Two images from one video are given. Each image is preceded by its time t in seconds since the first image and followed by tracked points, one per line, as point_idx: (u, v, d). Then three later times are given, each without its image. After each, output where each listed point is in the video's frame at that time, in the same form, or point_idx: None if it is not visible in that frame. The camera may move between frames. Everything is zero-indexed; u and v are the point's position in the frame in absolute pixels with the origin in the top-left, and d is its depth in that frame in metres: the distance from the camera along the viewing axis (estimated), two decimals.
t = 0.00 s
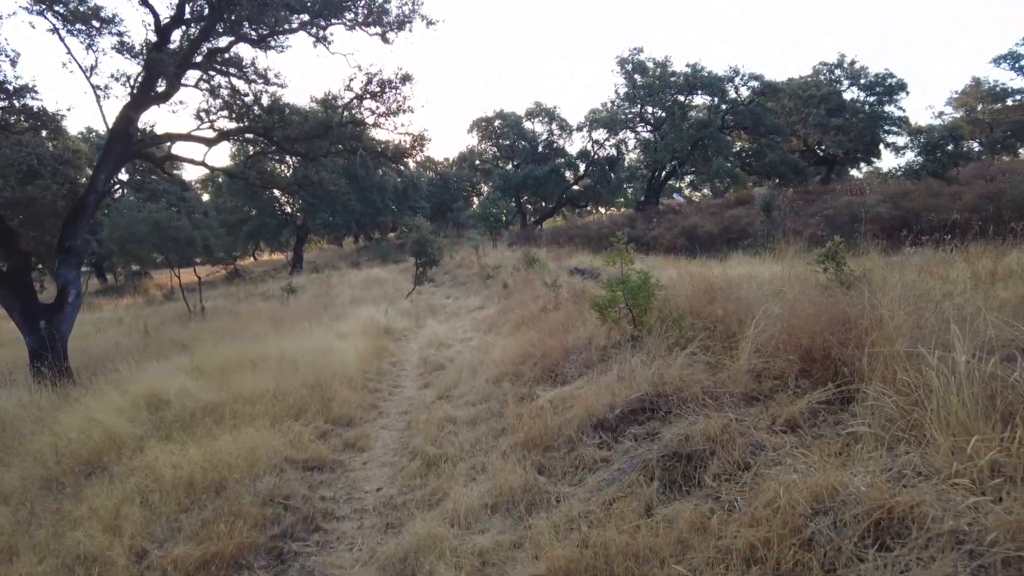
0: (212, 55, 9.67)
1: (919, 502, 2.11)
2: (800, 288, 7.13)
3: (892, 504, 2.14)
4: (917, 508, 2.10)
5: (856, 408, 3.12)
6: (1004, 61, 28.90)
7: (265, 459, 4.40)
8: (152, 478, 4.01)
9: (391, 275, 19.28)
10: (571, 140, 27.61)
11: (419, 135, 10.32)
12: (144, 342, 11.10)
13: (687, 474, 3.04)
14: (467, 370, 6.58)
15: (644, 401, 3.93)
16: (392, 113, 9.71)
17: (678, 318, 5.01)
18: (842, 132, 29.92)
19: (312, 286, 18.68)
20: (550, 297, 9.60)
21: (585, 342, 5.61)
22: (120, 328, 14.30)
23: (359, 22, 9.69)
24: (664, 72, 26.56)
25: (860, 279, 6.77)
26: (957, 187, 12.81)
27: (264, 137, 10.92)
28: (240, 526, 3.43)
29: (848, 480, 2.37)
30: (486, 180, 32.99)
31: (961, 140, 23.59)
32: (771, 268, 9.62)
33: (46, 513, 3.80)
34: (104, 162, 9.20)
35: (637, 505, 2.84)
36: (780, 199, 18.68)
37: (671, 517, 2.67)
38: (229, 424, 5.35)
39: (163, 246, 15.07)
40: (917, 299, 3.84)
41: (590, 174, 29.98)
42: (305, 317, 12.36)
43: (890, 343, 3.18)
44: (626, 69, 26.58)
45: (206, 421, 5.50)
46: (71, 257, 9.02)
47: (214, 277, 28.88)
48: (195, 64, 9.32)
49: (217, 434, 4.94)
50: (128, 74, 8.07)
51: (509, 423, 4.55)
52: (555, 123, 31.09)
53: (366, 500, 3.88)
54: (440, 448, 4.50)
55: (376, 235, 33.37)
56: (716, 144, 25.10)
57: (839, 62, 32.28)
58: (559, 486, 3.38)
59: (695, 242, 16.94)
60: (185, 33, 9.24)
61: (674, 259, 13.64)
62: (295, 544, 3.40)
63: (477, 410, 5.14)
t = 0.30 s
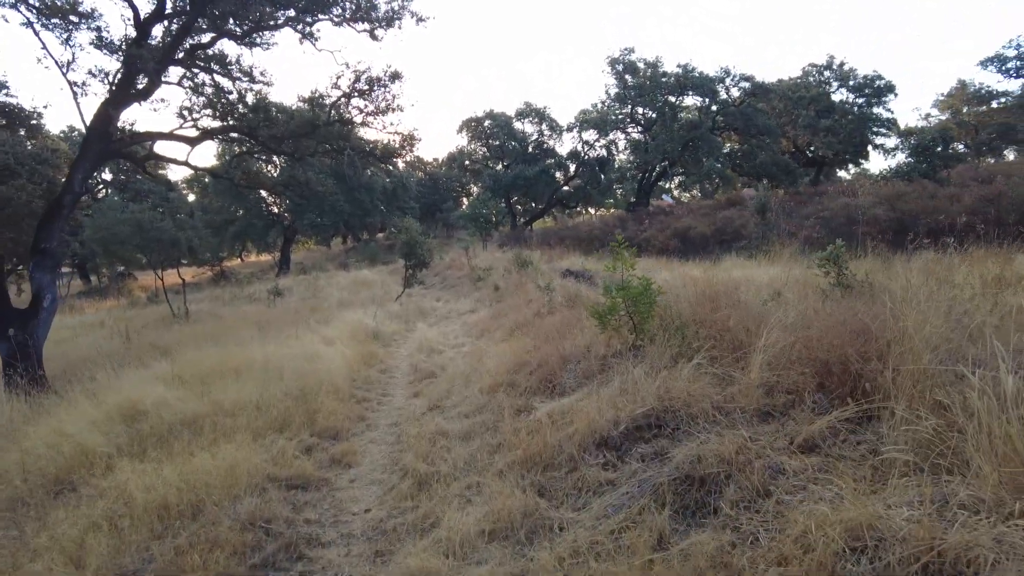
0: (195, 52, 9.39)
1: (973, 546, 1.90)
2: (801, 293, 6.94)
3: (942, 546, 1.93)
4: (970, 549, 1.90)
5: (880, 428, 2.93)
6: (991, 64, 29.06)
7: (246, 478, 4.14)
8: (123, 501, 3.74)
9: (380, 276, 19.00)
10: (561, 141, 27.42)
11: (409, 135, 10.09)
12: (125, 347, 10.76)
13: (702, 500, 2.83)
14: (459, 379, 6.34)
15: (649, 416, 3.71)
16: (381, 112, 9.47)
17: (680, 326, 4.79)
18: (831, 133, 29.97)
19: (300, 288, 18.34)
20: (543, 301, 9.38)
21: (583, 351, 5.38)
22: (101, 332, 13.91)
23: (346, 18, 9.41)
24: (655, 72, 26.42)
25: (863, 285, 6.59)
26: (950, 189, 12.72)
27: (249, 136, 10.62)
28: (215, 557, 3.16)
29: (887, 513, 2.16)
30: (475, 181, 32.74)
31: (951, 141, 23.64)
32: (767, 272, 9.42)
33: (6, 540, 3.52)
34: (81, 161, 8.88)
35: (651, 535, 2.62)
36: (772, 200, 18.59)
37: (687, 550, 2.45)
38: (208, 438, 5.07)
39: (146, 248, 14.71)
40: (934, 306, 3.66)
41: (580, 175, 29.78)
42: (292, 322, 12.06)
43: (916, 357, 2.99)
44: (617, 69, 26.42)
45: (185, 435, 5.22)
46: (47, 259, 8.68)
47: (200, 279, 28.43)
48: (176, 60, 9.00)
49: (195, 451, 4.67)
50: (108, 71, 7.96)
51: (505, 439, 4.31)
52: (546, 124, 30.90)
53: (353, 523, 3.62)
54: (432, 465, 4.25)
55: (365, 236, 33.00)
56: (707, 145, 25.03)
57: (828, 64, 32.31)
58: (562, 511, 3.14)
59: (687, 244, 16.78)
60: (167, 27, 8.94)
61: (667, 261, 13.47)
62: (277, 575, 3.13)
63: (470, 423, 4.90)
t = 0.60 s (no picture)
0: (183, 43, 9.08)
1: None
2: (810, 294, 6.71)
3: None
4: None
5: (923, 438, 2.69)
6: (985, 65, 29.03)
7: (231, 491, 3.86)
8: (97, 517, 3.46)
9: (374, 277, 18.70)
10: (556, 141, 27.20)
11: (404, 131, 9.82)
12: (110, 349, 10.43)
13: (731, 518, 2.58)
14: (457, 382, 6.08)
15: (666, 424, 3.46)
16: (375, 107, 9.21)
17: (693, 327, 4.53)
18: (827, 134, 29.86)
19: (292, 289, 18.03)
20: (542, 302, 9.12)
21: (589, 353, 5.12)
22: (87, 333, 13.57)
23: (339, 10, 9.13)
24: (651, 72, 26.21)
25: (876, 286, 6.36)
26: (953, 188, 12.54)
27: (239, 132, 10.32)
28: None
29: (952, 542, 1.93)
30: (470, 181, 32.46)
31: (947, 142, 23.54)
32: (770, 272, 9.19)
33: None
34: (63, 156, 8.58)
35: (679, 559, 2.37)
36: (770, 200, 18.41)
37: None
38: (193, 445, 4.80)
39: (134, 247, 14.38)
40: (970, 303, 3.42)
41: (575, 176, 29.36)
42: (283, 323, 11.75)
43: (961, 361, 2.75)
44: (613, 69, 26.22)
45: (169, 442, 4.94)
46: (27, 257, 8.36)
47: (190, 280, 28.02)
48: (163, 52, 8.70)
49: (178, 460, 4.40)
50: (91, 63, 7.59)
51: (510, 447, 4.05)
52: (540, 124, 30.68)
53: (347, 540, 3.35)
54: (431, 475, 3.98)
55: (358, 237, 32.67)
56: (703, 146, 24.87)
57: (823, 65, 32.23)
58: (576, 529, 2.89)
59: (685, 245, 16.55)
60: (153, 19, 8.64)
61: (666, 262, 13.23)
62: None
63: (471, 430, 4.63)
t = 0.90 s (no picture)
0: (171, 36, 8.77)
1: None
2: (824, 298, 6.47)
3: None
4: None
5: (989, 464, 2.44)
6: (979, 68, 29.02)
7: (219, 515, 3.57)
8: (72, 548, 3.16)
9: (368, 278, 18.37)
10: (552, 141, 26.93)
11: (402, 128, 9.54)
12: (96, 352, 10.08)
13: (781, 554, 2.32)
14: (460, 391, 5.79)
15: (695, 443, 3.20)
16: (372, 103, 8.93)
17: (713, 337, 4.27)
18: (822, 136, 29.75)
19: (284, 290, 17.68)
20: (543, 305, 8.85)
21: (601, 363, 4.85)
22: (73, 336, 13.18)
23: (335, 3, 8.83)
24: (647, 72, 25.94)
25: (893, 290, 6.12)
26: (956, 189, 12.36)
27: (231, 129, 9.99)
28: None
29: None
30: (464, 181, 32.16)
31: (944, 144, 23.42)
32: (777, 275, 8.96)
33: None
34: (46, 153, 8.23)
35: None
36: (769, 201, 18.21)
37: None
38: (180, 460, 4.50)
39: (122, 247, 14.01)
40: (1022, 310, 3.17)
41: (570, 176, 28.68)
42: (276, 325, 11.42)
43: None
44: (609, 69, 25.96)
45: (154, 457, 4.64)
46: (8, 258, 8.02)
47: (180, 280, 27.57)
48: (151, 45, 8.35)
49: (164, 478, 4.11)
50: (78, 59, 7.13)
51: (521, 465, 3.78)
52: (535, 124, 30.41)
53: (347, 571, 3.07)
54: (436, 496, 3.71)
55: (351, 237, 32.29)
56: (699, 146, 24.68)
57: (818, 66, 32.16)
58: (603, 563, 2.63)
59: (684, 246, 16.31)
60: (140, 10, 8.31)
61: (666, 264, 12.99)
62: None
63: (478, 445, 4.35)
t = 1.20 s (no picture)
0: (159, 28, 8.47)
1: None
2: (837, 299, 6.22)
3: None
4: None
5: None
6: (977, 68, 28.84)
7: (201, 536, 3.29)
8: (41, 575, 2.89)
9: (363, 279, 18.08)
10: (548, 141, 26.59)
11: (398, 125, 9.29)
12: (82, 355, 9.77)
13: None
14: (459, 396, 5.52)
15: (721, 457, 2.97)
16: (367, 98, 8.68)
17: (731, 342, 4.03)
18: (820, 135, 29.56)
19: (278, 291, 17.38)
20: (544, 306, 8.59)
21: (609, 368, 4.59)
22: (61, 338, 12.87)
23: None
24: (645, 70, 25.65)
25: (910, 292, 5.83)
26: (962, 188, 12.12)
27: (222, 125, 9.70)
28: None
29: None
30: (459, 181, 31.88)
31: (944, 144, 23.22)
32: (783, 275, 8.69)
33: None
34: (29, 148, 7.93)
35: None
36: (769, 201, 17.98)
37: None
38: (164, 471, 4.24)
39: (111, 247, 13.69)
40: None
41: (566, 177, 28.86)
42: (268, 327, 11.12)
43: None
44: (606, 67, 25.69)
45: (137, 468, 4.37)
46: None
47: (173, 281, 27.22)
48: (138, 36, 8.06)
49: (146, 492, 3.84)
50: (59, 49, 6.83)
51: (528, 479, 3.52)
52: (532, 123, 30.12)
53: None
54: (437, 511, 3.45)
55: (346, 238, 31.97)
56: (697, 145, 24.42)
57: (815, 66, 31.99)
58: None
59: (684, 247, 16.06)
60: None
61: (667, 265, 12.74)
62: None
63: (480, 456, 4.09)
